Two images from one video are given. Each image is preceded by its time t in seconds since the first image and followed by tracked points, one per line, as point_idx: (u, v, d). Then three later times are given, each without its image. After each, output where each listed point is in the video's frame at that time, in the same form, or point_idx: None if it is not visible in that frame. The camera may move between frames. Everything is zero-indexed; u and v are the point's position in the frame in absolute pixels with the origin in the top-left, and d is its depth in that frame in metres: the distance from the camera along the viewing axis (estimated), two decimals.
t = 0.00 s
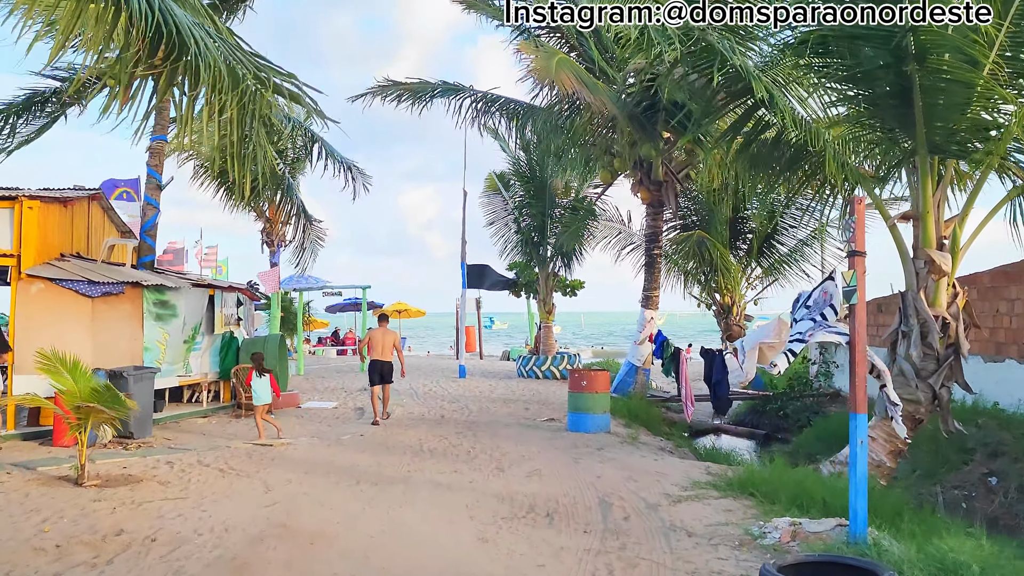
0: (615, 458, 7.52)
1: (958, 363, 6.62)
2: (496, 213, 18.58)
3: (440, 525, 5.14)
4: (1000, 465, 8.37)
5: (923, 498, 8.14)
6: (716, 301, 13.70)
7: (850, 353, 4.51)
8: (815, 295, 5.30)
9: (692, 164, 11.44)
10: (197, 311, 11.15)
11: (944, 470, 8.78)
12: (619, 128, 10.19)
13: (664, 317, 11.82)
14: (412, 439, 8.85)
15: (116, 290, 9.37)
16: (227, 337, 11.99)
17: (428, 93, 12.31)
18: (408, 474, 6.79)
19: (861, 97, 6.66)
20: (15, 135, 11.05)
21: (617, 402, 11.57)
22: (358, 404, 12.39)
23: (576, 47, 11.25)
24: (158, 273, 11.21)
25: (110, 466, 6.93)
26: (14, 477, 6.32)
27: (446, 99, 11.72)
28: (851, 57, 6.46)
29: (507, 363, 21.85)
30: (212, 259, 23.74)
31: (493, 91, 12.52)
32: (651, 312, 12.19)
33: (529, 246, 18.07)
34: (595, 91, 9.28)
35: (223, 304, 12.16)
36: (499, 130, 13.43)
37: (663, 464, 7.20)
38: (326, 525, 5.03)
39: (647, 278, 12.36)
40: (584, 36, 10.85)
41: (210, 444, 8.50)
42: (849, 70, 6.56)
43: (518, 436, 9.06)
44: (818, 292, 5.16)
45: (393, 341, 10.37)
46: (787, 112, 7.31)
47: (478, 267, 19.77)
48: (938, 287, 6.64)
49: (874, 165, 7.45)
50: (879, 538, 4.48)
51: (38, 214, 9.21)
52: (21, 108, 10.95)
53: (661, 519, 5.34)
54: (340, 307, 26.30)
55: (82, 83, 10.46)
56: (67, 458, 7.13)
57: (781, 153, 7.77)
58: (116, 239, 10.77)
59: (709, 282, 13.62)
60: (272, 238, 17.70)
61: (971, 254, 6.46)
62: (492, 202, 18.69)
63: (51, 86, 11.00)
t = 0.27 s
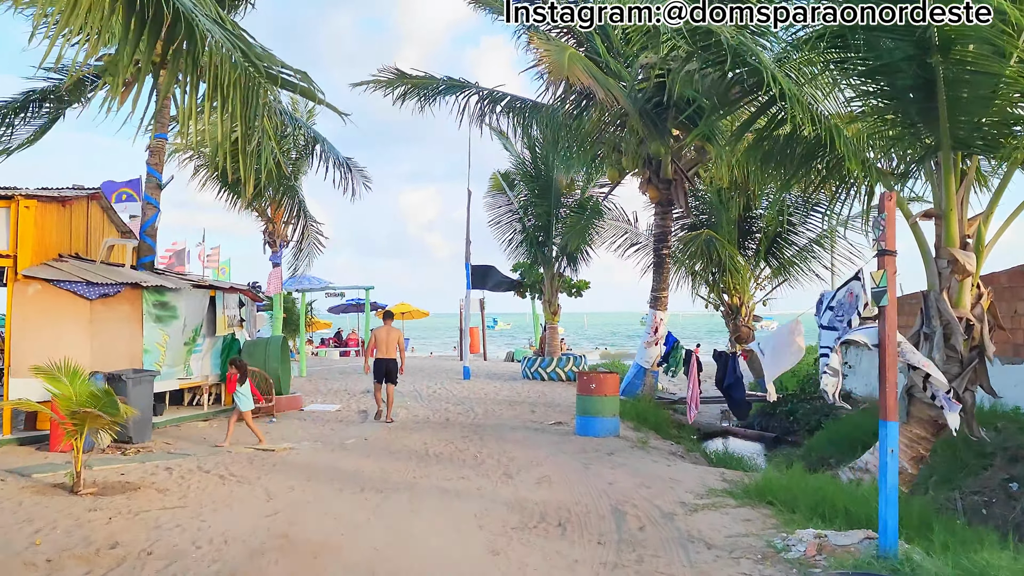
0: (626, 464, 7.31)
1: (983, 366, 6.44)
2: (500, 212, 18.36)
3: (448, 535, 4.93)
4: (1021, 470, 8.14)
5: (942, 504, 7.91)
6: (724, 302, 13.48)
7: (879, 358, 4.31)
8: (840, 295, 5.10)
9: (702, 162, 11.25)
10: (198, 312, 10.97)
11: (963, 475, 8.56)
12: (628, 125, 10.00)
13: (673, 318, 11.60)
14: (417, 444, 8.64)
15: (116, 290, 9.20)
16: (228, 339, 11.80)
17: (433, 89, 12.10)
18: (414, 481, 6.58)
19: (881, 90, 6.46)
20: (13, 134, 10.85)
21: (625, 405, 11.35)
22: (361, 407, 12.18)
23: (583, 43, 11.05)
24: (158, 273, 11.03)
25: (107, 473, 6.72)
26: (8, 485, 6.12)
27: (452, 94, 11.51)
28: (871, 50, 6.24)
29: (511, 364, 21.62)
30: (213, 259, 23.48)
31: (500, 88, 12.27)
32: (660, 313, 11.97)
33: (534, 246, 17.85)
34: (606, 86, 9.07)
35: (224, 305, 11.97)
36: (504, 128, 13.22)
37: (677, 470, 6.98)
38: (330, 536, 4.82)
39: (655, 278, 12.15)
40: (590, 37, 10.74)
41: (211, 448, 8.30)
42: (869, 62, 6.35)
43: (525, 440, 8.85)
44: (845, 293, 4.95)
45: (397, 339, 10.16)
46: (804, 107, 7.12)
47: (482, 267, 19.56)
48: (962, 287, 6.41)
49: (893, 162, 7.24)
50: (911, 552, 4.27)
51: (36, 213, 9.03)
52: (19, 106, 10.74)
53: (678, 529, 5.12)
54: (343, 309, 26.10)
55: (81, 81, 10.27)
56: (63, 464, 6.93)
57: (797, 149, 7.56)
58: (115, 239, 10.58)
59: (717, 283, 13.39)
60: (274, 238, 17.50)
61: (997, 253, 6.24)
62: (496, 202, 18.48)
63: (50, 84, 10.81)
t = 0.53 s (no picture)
0: (634, 466, 7.09)
1: (1005, 365, 6.21)
2: (504, 209, 18.15)
3: (451, 541, 4.72)
4: None
5: (960, 507, 7.69)
6: (731, 300, 13.26)
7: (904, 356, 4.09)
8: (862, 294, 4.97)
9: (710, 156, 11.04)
10: (197, 310, 10.79)
11: (979, 477, 8.33)
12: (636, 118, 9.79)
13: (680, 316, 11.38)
14: (419, 445, 8.43)
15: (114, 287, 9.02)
16: (227, 338, 11.60)
17: (435, 83, 11.90)
18: (416, 483, 6.37)
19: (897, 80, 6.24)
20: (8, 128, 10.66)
21: (632, 405, 11.14)
22: (363, 406, 11.98)
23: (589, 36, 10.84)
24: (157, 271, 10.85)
25: (99, 474, 6.53)
26: None
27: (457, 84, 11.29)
28: (887, 37, 6.01)
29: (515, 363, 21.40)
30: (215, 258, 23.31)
31: (503, 82, 12.06)
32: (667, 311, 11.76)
33: (538, 243, 17.64)
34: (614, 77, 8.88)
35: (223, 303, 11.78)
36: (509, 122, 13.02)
37: (686, 472, 6.76)
38: (327, 542, 4.61)
39: (662, 276, 11.93)
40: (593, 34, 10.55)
41: (208, 449, 8.10)
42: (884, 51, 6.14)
43: (530, 440, 8.63)
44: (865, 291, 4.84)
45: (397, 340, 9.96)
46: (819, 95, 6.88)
47: (485, 266, 19.35)
48: (984, 283, 6.17)
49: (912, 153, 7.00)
50: (938, 560, 4.05)
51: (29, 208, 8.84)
52: (14, 100, 10.55)
53: (690, 534, 4.91)
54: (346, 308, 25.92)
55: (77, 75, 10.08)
56: (54, 466, 6.74)
57: (811, 141, 7.34)
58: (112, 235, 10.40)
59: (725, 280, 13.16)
60: (275, 236, 17.31)
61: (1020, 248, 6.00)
62: (499, 199, 18.26)
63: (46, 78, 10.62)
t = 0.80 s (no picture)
0: (642, 469, 6.83)
1: None
2: (508, 206, 17.90)
3: (449, 551, 4.47)
4: None
5: (979, 512, 7.41)
6: (740, 298, 12.99)
7: (932, 356, 3.83)
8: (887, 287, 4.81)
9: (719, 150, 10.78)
10: (194, 307, 10.58)
11: (999, 481, 8.04)
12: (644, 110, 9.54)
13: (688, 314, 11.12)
14: (420, 446, 8.19)
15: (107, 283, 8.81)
16: (226, 336, 11.39)
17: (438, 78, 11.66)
18: (415, 488, 6.12)
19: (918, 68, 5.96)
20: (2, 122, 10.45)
21: (638, 405, 10.88)
22: (364, 406, 11.74)
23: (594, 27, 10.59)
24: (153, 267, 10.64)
25: (87, 477, 6.30)
26: None
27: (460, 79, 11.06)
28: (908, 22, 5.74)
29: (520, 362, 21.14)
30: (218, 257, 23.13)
31: (507, 75, 11.81)
32: (675, 308, 11.49)
33: (543, 240, 17.39)
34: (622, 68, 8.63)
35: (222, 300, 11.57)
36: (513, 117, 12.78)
37: (696, 477, 6.50)
38: (318, 551, 4.37)
39: (669, 273, 11.67)
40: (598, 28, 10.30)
41: (202, 450, 7.87)
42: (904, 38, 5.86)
43: (534, 442, 8.38)
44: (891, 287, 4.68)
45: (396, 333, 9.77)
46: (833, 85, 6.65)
47: (490, 263, 19.09)
48: (1008, 279, 5.88)
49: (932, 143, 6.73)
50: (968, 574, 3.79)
51: (19, 204, 8.61)
52: (7, 93, 10.33)
53: (702, 544, 4.65)
54: (349, 306, 25.70)
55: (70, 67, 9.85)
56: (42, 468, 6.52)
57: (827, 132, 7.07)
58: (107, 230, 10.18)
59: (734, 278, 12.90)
60: (277, 233, 17.09)
61: None
62: (503, 195, 18.01)
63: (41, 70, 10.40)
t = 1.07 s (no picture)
0: (655, 475, 6.59)
1: None
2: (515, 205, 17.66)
3: (455, 564, 4.25)
4: None
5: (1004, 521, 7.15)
6: (751, 298, 12.73)
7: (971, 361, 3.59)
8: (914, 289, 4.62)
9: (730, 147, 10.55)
10: (195, 307, 10.38)
11: None
12: (654, 105, 9.30)
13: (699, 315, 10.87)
14: (426, 450, 7.96)
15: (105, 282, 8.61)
16: (228, 336, 11.19)
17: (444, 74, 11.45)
18: (419, 495, 5.89)
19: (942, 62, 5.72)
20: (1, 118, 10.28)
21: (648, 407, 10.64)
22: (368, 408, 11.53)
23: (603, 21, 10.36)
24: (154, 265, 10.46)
25: (81, 483, 6.10)
26: None
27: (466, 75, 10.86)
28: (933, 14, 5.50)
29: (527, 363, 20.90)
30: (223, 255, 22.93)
31: (514, 70, 11.58)
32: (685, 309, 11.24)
33: (550, 239, 17.15)
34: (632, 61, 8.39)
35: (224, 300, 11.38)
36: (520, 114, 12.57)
37: (711, 483, 6.26)
38: (317, 564, 4.16)
39: (680, 273, 11.44)
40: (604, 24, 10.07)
41: (202, 454, 7.67)
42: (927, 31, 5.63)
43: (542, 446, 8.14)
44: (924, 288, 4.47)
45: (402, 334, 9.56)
46: (850, 80, 6.42)
47: (497, 263, 18.86)
48: None
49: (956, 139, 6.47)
50: None
51: (14, 201, 8.40)
52: (4, 88, 10.13)
53: (721, 557, 4.42)
54: (355, 306, 25.50)
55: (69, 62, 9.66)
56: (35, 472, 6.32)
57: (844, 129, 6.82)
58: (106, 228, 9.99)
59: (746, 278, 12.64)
60: (281, 232, 16.90)
61: None
62: (510, 194, 17.77)
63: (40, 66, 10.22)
